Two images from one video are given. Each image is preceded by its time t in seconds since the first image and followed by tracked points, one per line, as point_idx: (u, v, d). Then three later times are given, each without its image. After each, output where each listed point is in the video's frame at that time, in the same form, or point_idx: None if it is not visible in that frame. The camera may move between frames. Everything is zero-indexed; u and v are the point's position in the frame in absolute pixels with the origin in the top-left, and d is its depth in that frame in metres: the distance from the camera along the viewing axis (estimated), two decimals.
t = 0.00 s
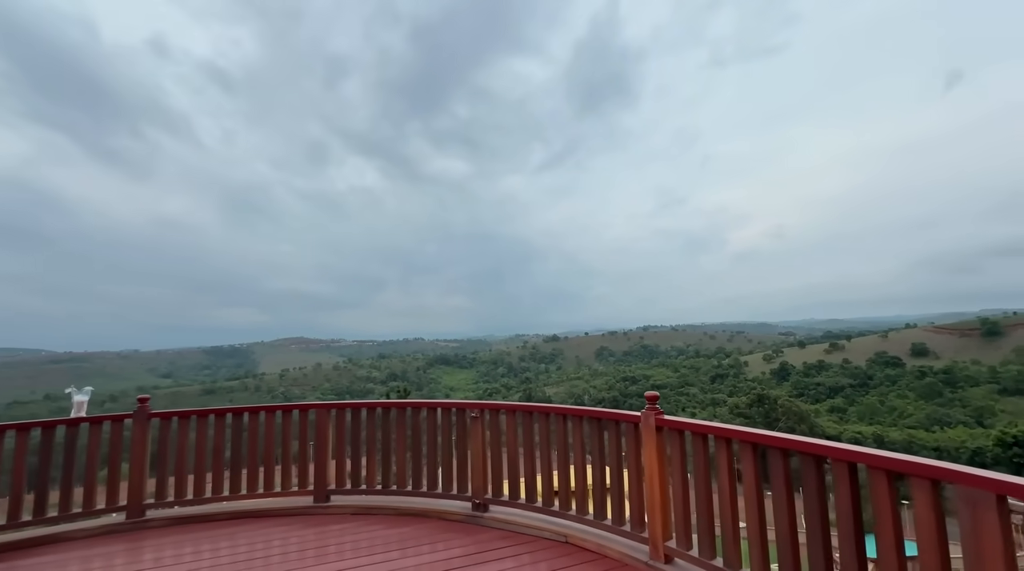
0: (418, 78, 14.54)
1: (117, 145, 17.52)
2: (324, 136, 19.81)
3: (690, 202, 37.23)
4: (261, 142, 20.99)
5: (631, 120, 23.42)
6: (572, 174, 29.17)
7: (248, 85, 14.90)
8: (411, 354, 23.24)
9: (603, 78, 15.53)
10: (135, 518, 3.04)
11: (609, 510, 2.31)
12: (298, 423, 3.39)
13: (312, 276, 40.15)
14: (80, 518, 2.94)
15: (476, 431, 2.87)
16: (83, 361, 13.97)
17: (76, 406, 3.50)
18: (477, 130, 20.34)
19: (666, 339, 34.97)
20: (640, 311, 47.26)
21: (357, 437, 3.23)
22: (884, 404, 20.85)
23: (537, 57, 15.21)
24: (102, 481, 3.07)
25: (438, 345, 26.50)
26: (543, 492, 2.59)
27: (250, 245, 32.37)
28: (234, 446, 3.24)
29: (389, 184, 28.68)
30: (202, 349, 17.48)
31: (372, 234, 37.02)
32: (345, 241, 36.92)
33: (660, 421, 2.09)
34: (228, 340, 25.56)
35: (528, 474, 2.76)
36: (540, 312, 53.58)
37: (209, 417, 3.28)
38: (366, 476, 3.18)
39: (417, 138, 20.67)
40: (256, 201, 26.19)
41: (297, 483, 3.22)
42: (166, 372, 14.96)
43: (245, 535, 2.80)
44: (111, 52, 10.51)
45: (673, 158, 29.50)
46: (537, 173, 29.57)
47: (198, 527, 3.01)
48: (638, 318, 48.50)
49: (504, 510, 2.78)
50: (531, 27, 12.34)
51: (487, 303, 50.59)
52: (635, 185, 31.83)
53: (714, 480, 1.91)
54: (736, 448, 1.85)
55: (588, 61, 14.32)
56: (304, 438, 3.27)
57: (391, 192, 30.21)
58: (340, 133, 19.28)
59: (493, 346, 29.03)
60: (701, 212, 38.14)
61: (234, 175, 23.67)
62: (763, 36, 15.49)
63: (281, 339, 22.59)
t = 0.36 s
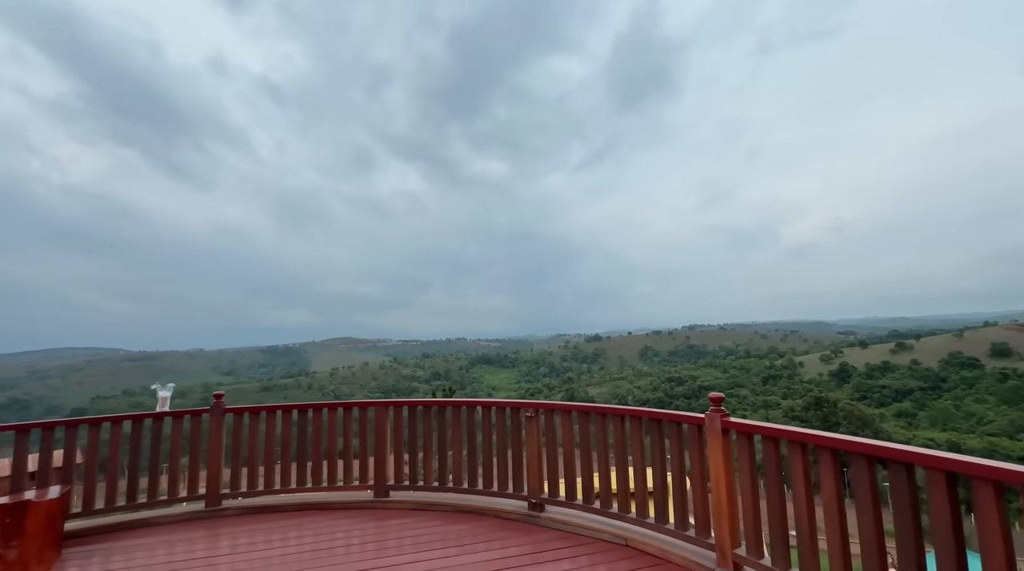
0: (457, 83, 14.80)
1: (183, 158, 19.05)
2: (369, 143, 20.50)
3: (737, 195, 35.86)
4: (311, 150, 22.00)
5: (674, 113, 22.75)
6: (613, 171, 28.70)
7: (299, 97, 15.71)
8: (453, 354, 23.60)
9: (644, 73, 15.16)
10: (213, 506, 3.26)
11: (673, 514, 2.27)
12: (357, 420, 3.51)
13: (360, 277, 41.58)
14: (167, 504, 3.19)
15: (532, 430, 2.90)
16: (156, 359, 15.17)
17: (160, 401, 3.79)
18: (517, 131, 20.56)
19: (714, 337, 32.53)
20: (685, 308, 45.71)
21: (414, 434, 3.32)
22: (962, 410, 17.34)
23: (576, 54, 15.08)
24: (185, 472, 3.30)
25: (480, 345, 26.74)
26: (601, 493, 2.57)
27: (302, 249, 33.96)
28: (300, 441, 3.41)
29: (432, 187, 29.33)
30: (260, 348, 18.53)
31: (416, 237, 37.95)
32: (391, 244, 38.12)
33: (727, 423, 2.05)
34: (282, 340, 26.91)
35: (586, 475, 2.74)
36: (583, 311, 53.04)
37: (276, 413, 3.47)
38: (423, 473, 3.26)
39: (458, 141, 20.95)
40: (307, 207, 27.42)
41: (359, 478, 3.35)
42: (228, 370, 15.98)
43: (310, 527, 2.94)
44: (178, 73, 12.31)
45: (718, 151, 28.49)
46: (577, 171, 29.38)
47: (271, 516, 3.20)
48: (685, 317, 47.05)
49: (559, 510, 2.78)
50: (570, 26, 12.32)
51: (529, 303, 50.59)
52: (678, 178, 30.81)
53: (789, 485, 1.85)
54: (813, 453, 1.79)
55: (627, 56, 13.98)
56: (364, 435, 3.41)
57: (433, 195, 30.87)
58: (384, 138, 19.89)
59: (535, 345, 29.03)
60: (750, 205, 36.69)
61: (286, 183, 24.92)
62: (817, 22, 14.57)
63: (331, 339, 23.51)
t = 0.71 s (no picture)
0: (499, 84, 14.92)
1: (246, 168, 20.50)
2: (415, 145, 20.97)
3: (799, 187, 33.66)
4: (360, 155, 22.87)
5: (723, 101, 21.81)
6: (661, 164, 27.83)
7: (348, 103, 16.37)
8: (499, 352, 23.76)
9: (693, 63, 14.51)
10: (287, 494, 3.46)
11: (745, 518, 2.20)
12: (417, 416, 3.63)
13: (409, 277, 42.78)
14: (246, 491, 3.42)
15: (591, 429, 2.88)
16: (224, 356, 16.30)
17: (239, 395, 4.07)
18: (562, 128, 20.36)
19: (772, 336, 27.72)
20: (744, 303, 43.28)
21: (474, 431, 3.39)
22: None
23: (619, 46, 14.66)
24: (262, 461, 3.52)
25: (525, 343, 26.75)
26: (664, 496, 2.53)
27: (355, 251, 35.37)
28: (364, 434, 3.55)
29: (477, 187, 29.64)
30: (317, 347, 19.52)
31: (462, 236, 38.49)
32: (438, 244, 38.89)
33: (804, 426, 1.96)
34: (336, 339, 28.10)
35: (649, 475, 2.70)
36: (631, 309, 51.85)
37: (342, 408, 3.62)
38: (483, 469, 3.33)
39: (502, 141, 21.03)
40: (358, 211, 28.49)
41: (420, 472, 3.45)
42: (288, 366, 16.93)
43: (376, 517, 3.07)
44: (241, 89, 13.76)
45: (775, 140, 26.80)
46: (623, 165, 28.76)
47: (338, 505, 3.36)
48: (740, 316, 44.88)
49: (621, 511, 2.76)
50: (613, 19, 11.96)
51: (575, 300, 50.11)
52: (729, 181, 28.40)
53: (877, 495, 1.74)
54: (905, 461, 1.68)
55: (673, 46, 13.39)
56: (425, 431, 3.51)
57: (478, 195, 31.17)
58: (429, 140, 20.35)
59: (581, 344, 28.71)
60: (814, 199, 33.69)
61: (339, 187, 26.04)
62: None
63: (383, 337, 24.31)
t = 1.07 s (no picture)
0: (547, 83, 14.51)
1: (308, 174, 21.78)
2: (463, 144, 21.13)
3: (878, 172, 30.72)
4: (412, 159, 23.40)
5: (788, 83, 20.18)
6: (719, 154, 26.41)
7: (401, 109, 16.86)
8: (551, 348, 23.56)
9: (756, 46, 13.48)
10: (357, 484, 3.59)
11: (839, 529, 2.06)
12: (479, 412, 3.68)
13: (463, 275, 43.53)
14: (318, 479, 3.59)
15: (662, 427, 2.78)
16: (293, 352, 17.28)
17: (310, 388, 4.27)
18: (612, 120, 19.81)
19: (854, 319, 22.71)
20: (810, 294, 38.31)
21: (536, 428, 3.37)
22: None
23: (672, 31, 13.94)
24: (333, 450, 3.68)
25: (579, 340, 26.33)
26: (745, 502, 2.41)
27: (410, 251, 36.42)
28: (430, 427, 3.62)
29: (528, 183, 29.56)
30: (375, 343, 20.30)
31: (513, 234, 38.58)
32: (490, 241, 39.23)
33: (912, 430, 1.81)
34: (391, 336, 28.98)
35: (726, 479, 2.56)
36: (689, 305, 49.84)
37: (406, 402, 3.73)
38: (547, 466, 3.30)
39: (550, 136, 20.76)
40: (412, 212, 29.25)
41: (483, 467, 3.48)
42: (350, 361, 17.73)
43: (443, 510, 3.12)
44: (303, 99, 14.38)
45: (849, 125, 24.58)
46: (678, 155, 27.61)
47: (405, 496, 3.45)
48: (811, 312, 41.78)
49: (694, 514, 2.66)
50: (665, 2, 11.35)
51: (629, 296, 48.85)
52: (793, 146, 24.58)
53: (1007, 510, 1.59)
54: None
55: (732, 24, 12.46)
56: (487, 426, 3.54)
57: (528, 191, 31.06)
58: (478, 140, 20.45)
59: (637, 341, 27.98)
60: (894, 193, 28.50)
61: (392, 189, 26.86)
62: None
63: (437, 334, 24.84)
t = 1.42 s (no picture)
0: (592, 80, 13.90)
1: (362, 178, 22.56)
2: (510, 141, 21.04)
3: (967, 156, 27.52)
4: (459, 158, 23.57)
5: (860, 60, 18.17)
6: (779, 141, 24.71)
7: (448, 110, 17.04)
8: (600, 346, 23.06)
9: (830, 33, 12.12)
10: (414, 480, 3.63)
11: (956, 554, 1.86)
12: (535, 409, 3.60)
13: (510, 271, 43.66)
14: (377, 473, 3.66)
15: (738, 431, 2.63)
16: (349, 348, 17.95)
17: (369, 383, 4.36)
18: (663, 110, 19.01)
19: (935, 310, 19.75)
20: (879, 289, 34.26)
21: (596, 428, 3.26)
22: None
23: (728, 11, 13.05)
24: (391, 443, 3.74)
25: (628, 337, 25.63)
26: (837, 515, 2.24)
27: (458, 248, 36.96)
28: (486, 424, 3.60)
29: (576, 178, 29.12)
30: (426, 340, 20.74)
31: (561, 231, 38.11)
32: (538, 239, 39.05)
33: None
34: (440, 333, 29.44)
35: (813, 490, 2.38)
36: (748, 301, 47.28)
37: (462, 398, 3.72)
38: (608, 468, 3.20)
39: (597, 130, 20.12)
40: (460, 210, 29.57)
41: (541, 466, 3.42)
42: (402, 357, 18.20)
43: (503, 509, 3.07)
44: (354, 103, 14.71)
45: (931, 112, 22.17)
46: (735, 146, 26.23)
47: (463, 494, 3.44)
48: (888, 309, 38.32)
49: (774, 526, 2.50)
50: None
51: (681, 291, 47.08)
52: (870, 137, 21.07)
53: None
54: None
55: None
56: (545, 426, 3.47)
57: (576, 186, 30.56)
58: (525, 137, 20.21)
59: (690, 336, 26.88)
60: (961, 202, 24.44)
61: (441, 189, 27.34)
62: None
63: (485, 331, 25.01)
